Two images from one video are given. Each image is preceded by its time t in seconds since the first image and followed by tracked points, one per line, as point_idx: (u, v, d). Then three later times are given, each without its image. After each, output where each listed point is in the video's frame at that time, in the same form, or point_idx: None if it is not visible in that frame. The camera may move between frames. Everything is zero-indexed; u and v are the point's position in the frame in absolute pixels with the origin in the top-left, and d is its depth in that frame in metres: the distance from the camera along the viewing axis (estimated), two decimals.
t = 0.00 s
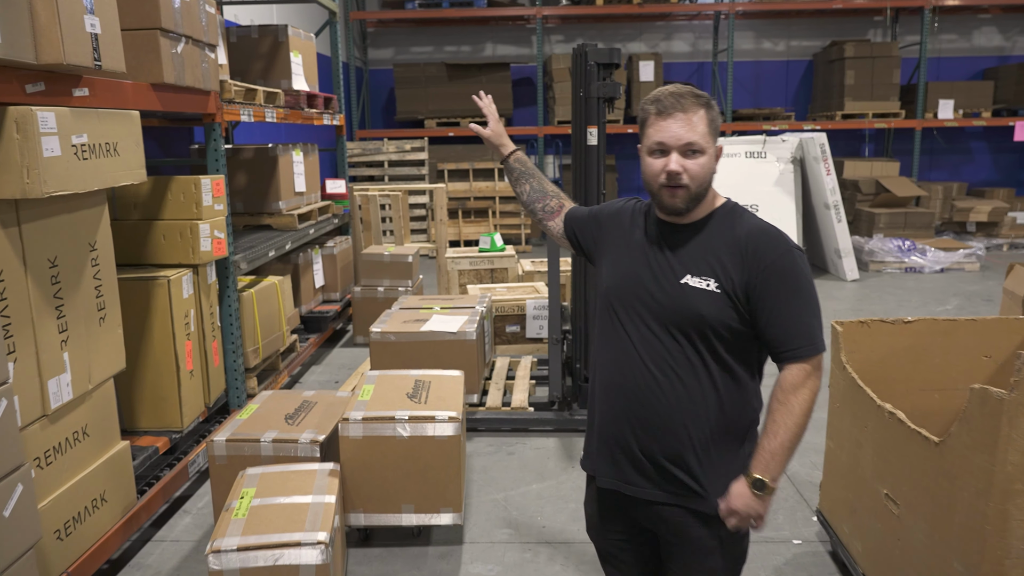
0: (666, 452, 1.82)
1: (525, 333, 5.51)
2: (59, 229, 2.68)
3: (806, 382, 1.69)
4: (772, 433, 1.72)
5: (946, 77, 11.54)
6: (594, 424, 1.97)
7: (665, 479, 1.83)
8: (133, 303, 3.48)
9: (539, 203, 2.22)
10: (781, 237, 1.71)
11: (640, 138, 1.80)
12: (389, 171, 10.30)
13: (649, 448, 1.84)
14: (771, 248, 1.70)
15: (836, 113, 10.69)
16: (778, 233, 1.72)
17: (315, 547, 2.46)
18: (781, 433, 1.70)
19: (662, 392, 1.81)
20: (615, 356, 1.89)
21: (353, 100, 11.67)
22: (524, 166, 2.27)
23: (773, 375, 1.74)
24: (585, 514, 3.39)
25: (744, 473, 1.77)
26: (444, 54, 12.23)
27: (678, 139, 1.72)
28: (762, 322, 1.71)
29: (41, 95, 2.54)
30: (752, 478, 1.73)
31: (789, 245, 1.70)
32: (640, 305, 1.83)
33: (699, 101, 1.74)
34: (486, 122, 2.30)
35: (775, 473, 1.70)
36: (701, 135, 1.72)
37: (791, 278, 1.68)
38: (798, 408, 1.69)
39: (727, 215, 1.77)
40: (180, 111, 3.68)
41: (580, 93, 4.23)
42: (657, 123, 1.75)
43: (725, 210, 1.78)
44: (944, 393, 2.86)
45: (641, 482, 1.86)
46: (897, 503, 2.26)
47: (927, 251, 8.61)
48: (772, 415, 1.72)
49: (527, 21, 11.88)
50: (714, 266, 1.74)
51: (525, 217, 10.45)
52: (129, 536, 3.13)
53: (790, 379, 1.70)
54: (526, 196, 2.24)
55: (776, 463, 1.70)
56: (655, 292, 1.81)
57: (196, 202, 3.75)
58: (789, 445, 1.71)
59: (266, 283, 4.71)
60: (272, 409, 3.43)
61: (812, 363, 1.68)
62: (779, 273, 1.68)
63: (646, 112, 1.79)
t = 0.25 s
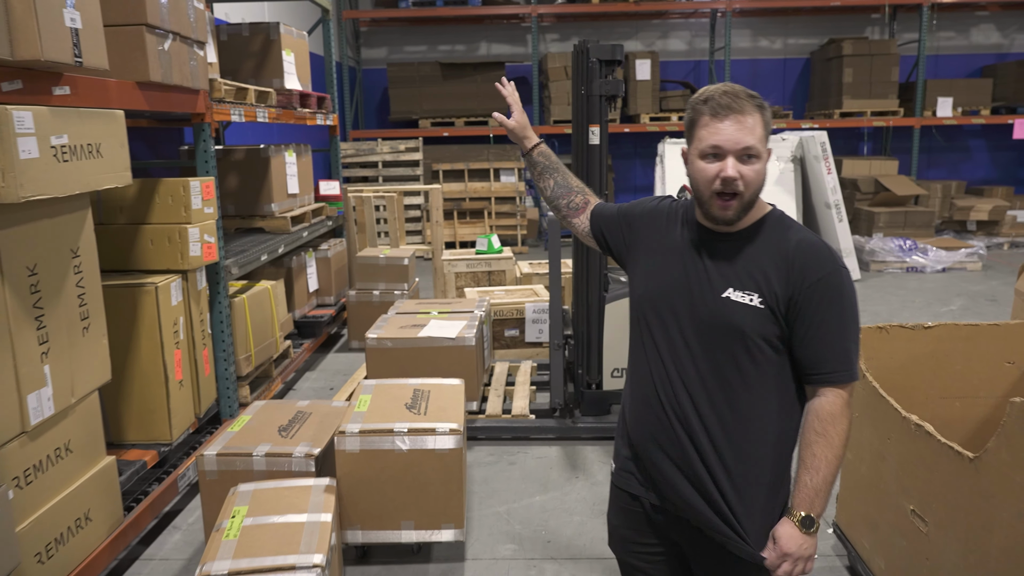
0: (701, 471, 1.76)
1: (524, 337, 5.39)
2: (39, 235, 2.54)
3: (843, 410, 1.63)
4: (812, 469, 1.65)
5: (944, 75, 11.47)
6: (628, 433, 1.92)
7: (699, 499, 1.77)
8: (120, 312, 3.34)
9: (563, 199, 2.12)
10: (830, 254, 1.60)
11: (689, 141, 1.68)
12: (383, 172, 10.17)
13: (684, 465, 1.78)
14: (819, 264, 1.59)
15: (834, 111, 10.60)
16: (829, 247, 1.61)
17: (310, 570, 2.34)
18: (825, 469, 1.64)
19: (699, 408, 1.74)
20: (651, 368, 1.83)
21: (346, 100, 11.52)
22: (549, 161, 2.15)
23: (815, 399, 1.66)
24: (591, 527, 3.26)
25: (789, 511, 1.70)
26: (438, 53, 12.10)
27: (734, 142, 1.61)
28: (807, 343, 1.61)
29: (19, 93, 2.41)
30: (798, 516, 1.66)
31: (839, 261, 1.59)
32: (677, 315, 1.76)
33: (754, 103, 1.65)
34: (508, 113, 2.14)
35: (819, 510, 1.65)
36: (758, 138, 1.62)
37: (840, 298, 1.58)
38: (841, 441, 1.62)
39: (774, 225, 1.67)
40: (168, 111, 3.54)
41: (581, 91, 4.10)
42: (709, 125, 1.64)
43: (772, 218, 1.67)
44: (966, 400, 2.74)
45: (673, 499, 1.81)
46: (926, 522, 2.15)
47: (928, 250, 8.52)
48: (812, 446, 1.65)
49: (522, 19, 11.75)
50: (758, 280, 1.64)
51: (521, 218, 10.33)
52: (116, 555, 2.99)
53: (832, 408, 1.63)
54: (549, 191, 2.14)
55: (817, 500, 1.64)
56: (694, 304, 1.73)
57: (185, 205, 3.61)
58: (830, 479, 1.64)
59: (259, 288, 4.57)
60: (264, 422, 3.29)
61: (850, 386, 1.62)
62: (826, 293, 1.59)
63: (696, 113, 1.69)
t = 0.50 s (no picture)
0: (725, 474, 1.83)
1: (512, 345, 5.28)
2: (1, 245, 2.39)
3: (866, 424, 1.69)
4: (829, 479, 1.70)
5: (926, 76, 11.50)
6: (648, 437, 1.97)
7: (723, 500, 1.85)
8: (91, 325, 3.19)
9: (579, 207, 2.18)
10: (861, 267, 1.68)
11: (723, 146, 1.73)
12: (366, 175, 10.02)
13: (709, 469, 1.85)
14: (848, 278, 1.67)
15: (819, 112, 10.57)
16: (858, 261, 1.69)
17: None
18: (840, 479, 1.69)
19: (726, 414, 1.81)
20: (677, 374, 1.89)
21: (328, 103, 11.34)
22: (569, 166, 2.20)
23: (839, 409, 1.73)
24: (586, 544, 3.16)
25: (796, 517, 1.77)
26: (421, 55, 11.97)
27: (770, 150, 1.66)
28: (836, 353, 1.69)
29: None
30: (806, 525, 1.73)
31: (868, 276, 1.67)
32: (706, 321, 1.82)
33: (789, 107, 1.68)
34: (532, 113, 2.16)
35: (830, 521, 1.70)
36: (794, 147, 1.66)
37: (867, 311, 1.66)
38: (865, 452, 1.68)
39: (803, 237, 1.74)
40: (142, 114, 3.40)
41: (570, 93, 4.00)
42: (744, 131, 1.68)
43: (802, 229, 1.75)
44: (971, 411, 2.67)
45: (695, 501, 1.88)
46: (939, 541, 2.06)
47: (914, 252, 8.50)
48: (832, 456, 1.71)
49: (506, 21, 11.65)
50: (790, 292, 1.71)
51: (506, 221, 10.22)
52: None
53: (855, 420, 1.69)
54: (568, 198, 2.20)
55: (830, 510, 1.70)
56: (723, 315, 1.80)
57: (160, 212, 3.46)
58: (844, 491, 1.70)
59: (238, 297, 4.42)
60: (244, 440, 3.15)
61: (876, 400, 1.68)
62: (857, 307, 1.66)
63: (730, 116, 1.72)
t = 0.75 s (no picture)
0: (730, 484, 1.77)
1: (486, 351, 5.19)
2: None
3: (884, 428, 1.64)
4: (851, 487, 1.66)
5: (890, 77, 11.67)
6: (647, 447, 1.91)
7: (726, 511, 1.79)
8: (44, 340, 3.02)
9: (571, 213, 2.11)
10: (870, 268, 1.63)
11: (730, 142, 1.69)
12: (334, 179, 9.84)
13: (712, 479, 1.79)
14: (856, 279, 1.62)
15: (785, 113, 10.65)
16: (865, 262, 1.65)
17: None
18: (862, 485, 1.65)
19: (730, 422, 1.75)
20: (678, 381, 1.83)
21: (293, 106, 11.14)
22: (560, 178, 2.16)
23: (852, 414, 1.68)
24: (566, 558, 3.07)
25: (821, 530, 1.71)
26: (388, 56, 11.82)
27: (780, 142, 1.63)
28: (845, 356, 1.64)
29: None
30: (833, 537, 1.67)
31: (876, 276, 1.63)
32: (711, 328, 1.77)
33: (795, 100, 1.66)
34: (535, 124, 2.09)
35: (854, 530, 1.65)
36: (802, 139, 1.64)
37: (876, 313, 1.62)
38: (885, 456, 1.65)
39: (809, 237, 1.70)
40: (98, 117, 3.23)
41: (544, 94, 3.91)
42: (751, 125, 1.65)
43: (807, 229, 1.70)
44: (956, 415, 2.65)
45: (697, 513, 1.82)
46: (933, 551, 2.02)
47: (883, 252, 8.58)
48: (852, 463, 1.66)
49: (474, 22, 11.55)
50: (797, 294, 1.66)
51: (476, 224, 10.12)
52: None
53: (871, 425, 1.64)
54: (559, 208, 2.14)
55: (856, 520, 1.65)
56: (727, 319, 1.74)
57: (117, 220, 3.29)
58: (867, 498, 1.65)
59: (202, 307, 4.26)
60: (209, 458, 3.01)
61: (889, 404, 1.64)
62: (866, 307, 1.62)
63: (735, 111, 1.69)
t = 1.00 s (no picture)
0: (754, 491, 1.68)
1: (477, 356, 5.08)
2: None
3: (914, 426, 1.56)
4: (892, 491, 1.57)
5: (877, 74, 11.67)
6: (664, 457, 1.82)
7: (751, 521, 1.69)
8: (18, 353, 2.89)
9: (569, 219, 1.97)
10: (891, 260, 1.55)
11: (734, 149, 1.60)
12: (320, 182, 9.71)
13: (735, 487, 1.70)
14: (879, 272, 1.54)
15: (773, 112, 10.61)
16: (887, 254, 1.57)
17: None
18: (903, 488, 1.56)
19: (752, 428, 1.67)
20: (695, 387, 1.74)
21: (278, 108, 10.98)
22: (546, 183, 2.00)
23: (879, 413, 1.60)
24: (565, 571, 2.97)
25: (865, 541, 1.58)
26: (373, 57, 11.69)
27: (786, 146, 1.54)
28: (870, 355, 1.55)
29: None
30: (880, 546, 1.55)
31: (898, 268, 1.55)
32: (727, 330, 1.68)
33: (798, 99, 1.57)
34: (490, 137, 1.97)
35: (899, 536, 1.55)
36: (810, 140, 1.54)
37: (902, 308, 1.53)
38: (920, 456, 1.56)
39: (826, 233, 1.61)
40: (72, 120, 3.10)
41: (535, 93, 3.82)
42: (756, 130, 1.57)
43: (823, 225, 1.62)
44: (965, 418, 2.59)
45: (720, 524, 1.73)
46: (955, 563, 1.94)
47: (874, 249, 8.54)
48: (890, 463, 1.57)
49: (459, 22, 11.44)
50: (819, 290, 1.57)
51: (464, 226, 10.00)
52: None
53: (901, 422, 1.56)
54: (551, 215, 1.99)
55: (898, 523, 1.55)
56: (745, 320, 1.65)
57: (94, 227, 3.17)
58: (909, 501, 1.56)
59: (185, 315, 4.13)
60: (192, 475, 2.88)
61: (920, 400, 1.55)
62: (889, 302, 1.53)
63: (737, 116, 1.60)
